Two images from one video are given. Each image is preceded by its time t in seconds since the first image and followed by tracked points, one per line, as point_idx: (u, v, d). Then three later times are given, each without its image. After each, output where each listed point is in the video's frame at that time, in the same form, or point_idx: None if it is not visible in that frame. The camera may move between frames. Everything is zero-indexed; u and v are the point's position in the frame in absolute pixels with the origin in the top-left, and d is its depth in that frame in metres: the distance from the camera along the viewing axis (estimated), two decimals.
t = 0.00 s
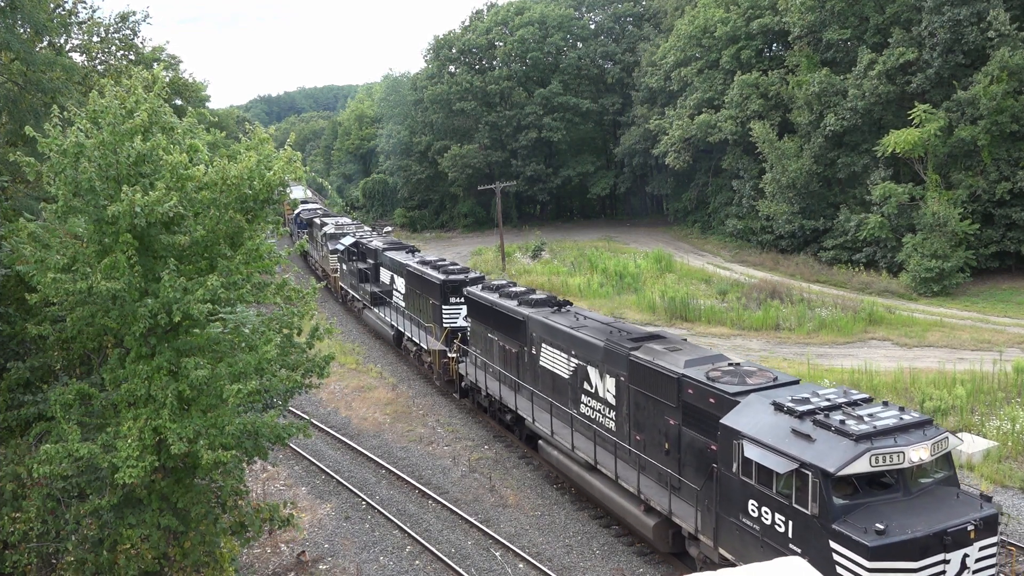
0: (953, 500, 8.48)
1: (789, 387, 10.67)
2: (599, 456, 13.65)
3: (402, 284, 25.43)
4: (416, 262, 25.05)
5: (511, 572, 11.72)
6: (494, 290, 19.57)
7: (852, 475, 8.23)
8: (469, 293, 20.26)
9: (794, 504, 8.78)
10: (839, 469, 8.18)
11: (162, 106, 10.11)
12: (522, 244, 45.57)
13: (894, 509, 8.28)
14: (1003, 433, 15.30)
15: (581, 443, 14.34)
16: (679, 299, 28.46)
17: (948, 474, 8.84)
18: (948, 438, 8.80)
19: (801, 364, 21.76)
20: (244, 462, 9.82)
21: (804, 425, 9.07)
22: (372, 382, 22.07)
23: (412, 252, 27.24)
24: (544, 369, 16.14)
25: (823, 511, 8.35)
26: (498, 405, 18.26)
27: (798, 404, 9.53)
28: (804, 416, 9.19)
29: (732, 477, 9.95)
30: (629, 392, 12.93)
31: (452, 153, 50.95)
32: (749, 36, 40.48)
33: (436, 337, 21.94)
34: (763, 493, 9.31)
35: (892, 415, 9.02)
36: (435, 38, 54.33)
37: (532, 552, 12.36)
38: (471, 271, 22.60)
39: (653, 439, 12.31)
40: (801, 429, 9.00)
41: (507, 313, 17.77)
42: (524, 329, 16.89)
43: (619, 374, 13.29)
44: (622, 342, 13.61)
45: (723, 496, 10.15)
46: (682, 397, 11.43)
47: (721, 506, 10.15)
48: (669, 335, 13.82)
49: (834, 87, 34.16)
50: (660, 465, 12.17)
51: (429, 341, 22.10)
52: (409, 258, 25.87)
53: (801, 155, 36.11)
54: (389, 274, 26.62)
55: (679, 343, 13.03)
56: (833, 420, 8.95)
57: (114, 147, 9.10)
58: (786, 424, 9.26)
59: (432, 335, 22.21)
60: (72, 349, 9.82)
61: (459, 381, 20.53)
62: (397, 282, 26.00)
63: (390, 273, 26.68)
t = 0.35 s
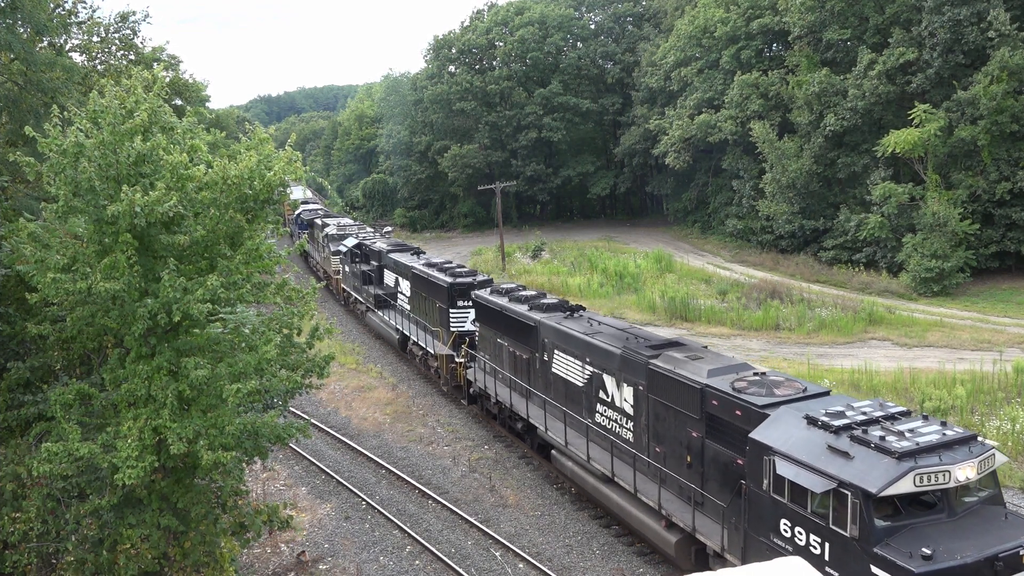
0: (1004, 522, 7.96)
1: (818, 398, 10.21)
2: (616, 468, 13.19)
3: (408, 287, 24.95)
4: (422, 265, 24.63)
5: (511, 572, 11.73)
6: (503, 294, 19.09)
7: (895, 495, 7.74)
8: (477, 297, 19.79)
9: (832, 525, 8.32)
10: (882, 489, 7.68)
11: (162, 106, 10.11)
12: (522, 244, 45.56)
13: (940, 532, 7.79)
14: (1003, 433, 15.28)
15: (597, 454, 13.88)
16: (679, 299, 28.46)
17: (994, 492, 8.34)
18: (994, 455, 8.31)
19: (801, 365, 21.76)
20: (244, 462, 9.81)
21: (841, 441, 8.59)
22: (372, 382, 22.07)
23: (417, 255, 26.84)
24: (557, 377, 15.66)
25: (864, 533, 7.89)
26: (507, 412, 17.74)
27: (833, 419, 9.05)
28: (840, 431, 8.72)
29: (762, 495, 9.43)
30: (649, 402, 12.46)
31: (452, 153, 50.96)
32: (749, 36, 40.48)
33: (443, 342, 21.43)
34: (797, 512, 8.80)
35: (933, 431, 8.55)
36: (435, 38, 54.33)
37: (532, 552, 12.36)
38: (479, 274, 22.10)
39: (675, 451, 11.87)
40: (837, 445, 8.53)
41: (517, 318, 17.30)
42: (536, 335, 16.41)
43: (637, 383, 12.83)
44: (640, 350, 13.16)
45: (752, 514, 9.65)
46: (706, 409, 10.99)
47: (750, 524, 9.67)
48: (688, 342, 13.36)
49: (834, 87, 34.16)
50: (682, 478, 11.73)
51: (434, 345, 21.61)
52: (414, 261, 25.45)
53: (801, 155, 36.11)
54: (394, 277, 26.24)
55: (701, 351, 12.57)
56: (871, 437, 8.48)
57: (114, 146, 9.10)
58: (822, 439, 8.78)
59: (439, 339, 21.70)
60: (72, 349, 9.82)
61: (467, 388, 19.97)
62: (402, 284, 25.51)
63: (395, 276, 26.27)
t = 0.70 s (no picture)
0: None
1: (852, 410, 9.65)
2: (634, 481, 12.64)
3: (413, 289, 24.45)
4: (428, 266, 24.12)
5: (512, 572, 11.73)
6: (512, 297, 18.51)
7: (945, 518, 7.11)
8: (485, 300, 19.20)
9: (874, 549, 7.68)
10: (930, 513, 7.06)
11: (162, 106, 10.10)
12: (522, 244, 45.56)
13: (993, 559, 7.10)
14: (1004, 433, 15.25)
15: (614, 466, 13.32)
16: (678, 299, 28.47)
17: None
18: None
19: (801, 364, 21.75)
20: (244, 462, 9.80)
21: (881, 459, 7.98)
22: (372, 382, 22.07)
23: (422, 256, 26.32)
24: (570, 384, 15.10)
25: (909, 559, 7.24)
26: (519, 420, 17.15)
27: (872, 434, 8.42)
28: (880, 447, 8.11)
29: (796, 515, 8.86)
30: (670, 413, 11.89)
31: (452, 153, 50.98)
32: (749, 36, 40.51)
33: (451, 347, 20.93)
34: (836, 535, 8.18)
35: (983, 447, 7.89)
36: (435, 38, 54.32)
37: (532, 552, 12.36)
38: (487, 276, 21.54)
39: (698, 464, 11.32)
40: (878, 463, 7.91)
41: (527, 323, 16.73)
42: (548, 341, 15.82)
43: (656, 393, 12.28)
44: (659, 358, 12.58)
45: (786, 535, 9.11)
46: (732, 421, 10.44)
47: (783, 545, 9.11)
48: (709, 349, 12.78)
49: (834, 87, 34.19)
50: (706, 493, 11.19)
51: (443, 350, 21.09)
52: (420, 262, 24.94)
53: (801, 155, 36.13)
54: (399, 279, 25.74)
55: (723, 359, 12.00)
56: (915, 454, 7.85)
57: (114, 146, 9.10)
58: (861, 457, 8.16)
59: (447, 344, 21.19)
60: (72, 349, 9.82)
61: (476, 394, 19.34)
62: (408, 287, 25.01)
63: (400, 278, 25.76)
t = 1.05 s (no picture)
0: None
1: (889, 425, 9.08)
2: (654, 494, 12.09)
3: (419, 292, 23.94)
4: (434, 268, 23.61)
5: (511, 572, 11.73)
6: (523, 301, 17.99)
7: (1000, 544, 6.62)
8: (495, 305, 18.68)
9: None
10: (983, 540, 6.57)
11: (163, 106, 10.10)
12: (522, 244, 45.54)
13: None
14: (1004, 433, 15.23)
15: (632, 479, 12.78)
16: (679, 299, 28.47)
17: None
18: None
19: (801, 364, 21.74)
20: (244, 462, 9.79)
21: (928, 479, 7.48)
22: (372, 382, 22.06)
23: (427, 257, 25.78)
24: (585, 392, 14.59)
25: None
26: (530, 428, 16.61)
27: (916, 451, 7.93)
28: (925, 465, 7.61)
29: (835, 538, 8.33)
30: (693, 425, 11.33)
31: (452, 153, 50.98)
32: (749, 36, 40.52)
33: (459, 351, 20.43)
34: (879, 560, 7.67)
35: None
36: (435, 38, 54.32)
37: (532, 552, 12.36)
38: (496, 279, 21.05)
39: (722, 479, 10.79)
40: (923, 483, 7.42)
41: (540, 328, 16.21)
42: (562, 348, 15.27)
43: (677, 403, 11.75)
44: (680, 366, 12.03)
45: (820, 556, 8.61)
46: (761, 435, 9.89)
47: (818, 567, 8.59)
48: (731, 357, 12.25)
49: (834, 87, 34.19)
50: (731, 509, 10.66)
51: (450, 354, 20.60)
52: (425, 264, 24.40)
53: (801, 155, 36.14)
54: (404, 281, 25.20)
55: (748, 368, 11.45)
56: (963, 473, 7.36)
57: (114, 147, 9.10)
58: (904, 477, 7.67)
59: (455, 348, 20.71)
60: (72, 349, 9.81)
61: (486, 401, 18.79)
62: (413, 290, 24.50)
63: (405, 280, 25.21)
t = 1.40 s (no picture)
0: None
1: (930, 441, 8.58)
2: (677, 510, 11.53)
3: (424, 295, 23.36)
4: (440, 271, 23.02)
5: (511, 572, 11.73)
6: (533, 306, 17.35)
7: None
8: (503, 309, 18.06)
9: None
10: None
11: (163, 106, 10.11)
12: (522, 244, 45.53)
13: None
14: (1004, 433, 15.20)
15: (653, 492, 12.22)
16: (678, 299, 28.48)
17: None
18: None
19: (801, 364, 21.75)
20: (244, 462, 9.79)
21: (981, 503, 7.07)
22: (372, 382, 22.07)
23: (432, 259, 25.19)
24: (600, 402, 14.00)
25: None
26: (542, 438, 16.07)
27: (964, 471, 7.52)
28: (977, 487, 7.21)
29: (878, 560, 7.83)
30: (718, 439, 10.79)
31: (452, 153, 50.97)
32: (749, 36, 40.53)
33: (467, 356, 19.83)
34: None
35: None
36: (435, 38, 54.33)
37: (532, 552, 12.35)
38: (505, 282, 20.41)
39: (751, 496, 10.23)
40: (977, 507, 7.01)
41: (552, 334, 15.59)
42: (576, 355, 14.68)
43: (701, 415, 11.18)
44: (703, 376, 11.48)
45: None
46: (793, 451, 9.37)
47: None
48: (757, 367, 11.66)
49: (834, 87, 34.22)
50: (758, 526, 10.15)
51: (458, 359, 20.06)
52: (431, 267, 23.82)
53: (801, 155, 36.15)
54: (409, 284, 24.60)
55: (776, 379, 10.87)
56: (1021, 497, 6.96)
57: (114, 147, 9.12)
58: (955, 500, 7.25)
59: (463, 353, 20.11)
60: (72, 349, 9.82)
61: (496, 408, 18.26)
62: (419, 292, 23.91)
63: (410, 283, 24.61)
